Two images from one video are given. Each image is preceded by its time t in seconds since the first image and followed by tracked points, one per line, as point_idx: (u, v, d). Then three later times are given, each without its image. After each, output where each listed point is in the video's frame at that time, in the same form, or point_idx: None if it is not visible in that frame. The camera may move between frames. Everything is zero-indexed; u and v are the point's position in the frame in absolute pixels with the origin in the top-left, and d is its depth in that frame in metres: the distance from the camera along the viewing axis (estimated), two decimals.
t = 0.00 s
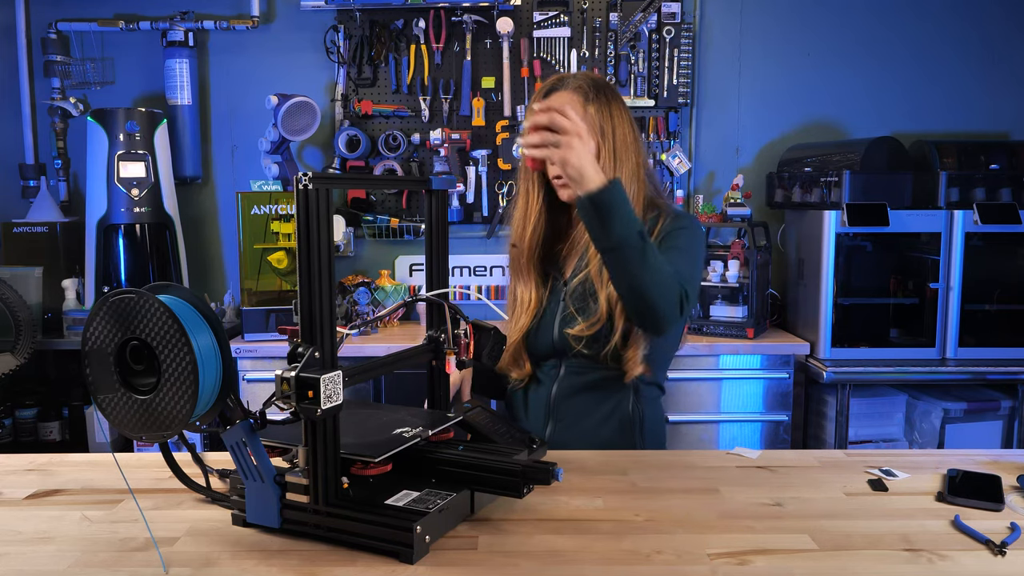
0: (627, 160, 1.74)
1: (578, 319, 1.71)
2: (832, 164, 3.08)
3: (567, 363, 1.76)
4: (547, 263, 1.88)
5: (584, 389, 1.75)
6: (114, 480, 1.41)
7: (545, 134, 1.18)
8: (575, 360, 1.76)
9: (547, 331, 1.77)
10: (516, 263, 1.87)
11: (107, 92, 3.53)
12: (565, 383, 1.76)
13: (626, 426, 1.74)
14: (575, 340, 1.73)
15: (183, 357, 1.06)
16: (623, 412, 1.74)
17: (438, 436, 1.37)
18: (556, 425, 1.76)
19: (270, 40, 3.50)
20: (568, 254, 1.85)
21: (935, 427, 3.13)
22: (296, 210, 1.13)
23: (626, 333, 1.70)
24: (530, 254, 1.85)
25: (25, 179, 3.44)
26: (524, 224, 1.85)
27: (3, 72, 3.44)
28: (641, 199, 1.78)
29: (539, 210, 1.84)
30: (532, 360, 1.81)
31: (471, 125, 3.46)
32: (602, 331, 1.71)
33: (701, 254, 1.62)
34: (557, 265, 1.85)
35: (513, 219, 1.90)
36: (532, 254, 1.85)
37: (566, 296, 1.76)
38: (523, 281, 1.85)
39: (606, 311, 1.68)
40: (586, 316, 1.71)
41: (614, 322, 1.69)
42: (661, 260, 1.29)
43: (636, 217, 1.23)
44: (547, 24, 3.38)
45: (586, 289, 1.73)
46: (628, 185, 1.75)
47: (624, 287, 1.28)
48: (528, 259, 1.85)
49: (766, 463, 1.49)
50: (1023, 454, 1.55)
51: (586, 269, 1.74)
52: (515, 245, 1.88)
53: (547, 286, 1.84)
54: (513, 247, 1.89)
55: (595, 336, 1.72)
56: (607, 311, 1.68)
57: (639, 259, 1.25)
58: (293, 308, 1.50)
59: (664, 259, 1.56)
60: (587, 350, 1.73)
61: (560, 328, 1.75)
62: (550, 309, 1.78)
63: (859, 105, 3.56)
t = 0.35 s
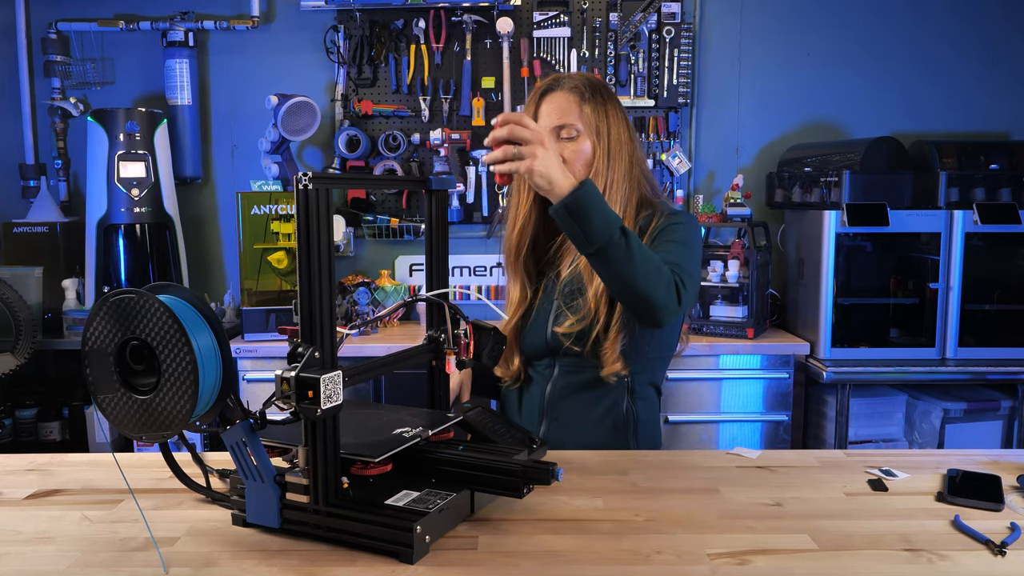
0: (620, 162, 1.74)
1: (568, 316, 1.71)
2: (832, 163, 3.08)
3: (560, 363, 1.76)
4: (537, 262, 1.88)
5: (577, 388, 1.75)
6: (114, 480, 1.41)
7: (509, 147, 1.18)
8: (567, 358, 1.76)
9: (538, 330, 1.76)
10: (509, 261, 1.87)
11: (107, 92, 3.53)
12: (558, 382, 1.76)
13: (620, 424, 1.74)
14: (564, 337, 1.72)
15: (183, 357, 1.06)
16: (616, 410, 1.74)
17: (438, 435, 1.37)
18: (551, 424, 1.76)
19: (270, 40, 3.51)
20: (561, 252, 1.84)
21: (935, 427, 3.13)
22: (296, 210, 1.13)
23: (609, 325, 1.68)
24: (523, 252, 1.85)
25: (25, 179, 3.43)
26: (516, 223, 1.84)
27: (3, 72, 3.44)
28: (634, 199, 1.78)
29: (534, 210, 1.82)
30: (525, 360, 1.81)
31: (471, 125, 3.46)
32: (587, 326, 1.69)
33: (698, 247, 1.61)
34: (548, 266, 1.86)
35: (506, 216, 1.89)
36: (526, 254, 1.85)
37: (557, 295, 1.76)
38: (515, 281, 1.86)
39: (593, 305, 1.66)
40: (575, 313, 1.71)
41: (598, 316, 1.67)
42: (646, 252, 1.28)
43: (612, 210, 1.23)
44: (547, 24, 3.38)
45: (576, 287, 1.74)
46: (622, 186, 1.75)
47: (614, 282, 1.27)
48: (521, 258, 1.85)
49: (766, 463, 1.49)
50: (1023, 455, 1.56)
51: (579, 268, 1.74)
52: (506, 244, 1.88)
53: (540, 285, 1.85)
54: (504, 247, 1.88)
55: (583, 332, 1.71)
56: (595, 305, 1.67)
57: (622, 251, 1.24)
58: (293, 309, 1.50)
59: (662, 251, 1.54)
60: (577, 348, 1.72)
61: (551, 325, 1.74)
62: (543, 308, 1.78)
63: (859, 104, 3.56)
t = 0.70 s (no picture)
0: (629, 158, 1.77)
1: (575, 316, 1.71)
2: (832, 163, 3.08)
3: (562, 365, 1.76)
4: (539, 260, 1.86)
5: (579, 391, 1.75)
6: (114, 480, 1.41)
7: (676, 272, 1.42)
8: (569, 361, 1.75)
9: (543, 332, 1.76)
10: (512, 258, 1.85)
11: (106, 92, 3.53)
12: (560, 385, 1.76)
13: (621, 425, 1.75)
14: (570, 340, 1.72)
15: (183, 357, 1.06)
16: (617, 412, 1.75)
17: (438, 435, 1.37)
18: (552, 427, 1.76)
19: (271, 40, 3.50)
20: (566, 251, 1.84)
21: (935, 427, 3.13)
22: (296, 210, 1.13)
23: (618, 326, 1.69)
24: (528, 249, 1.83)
25: (25, 179, 3.43)
26: (520, 218, 1.83)
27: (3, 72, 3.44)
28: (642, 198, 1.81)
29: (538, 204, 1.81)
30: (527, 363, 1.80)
31: (471, 125, 3.46)
32: (596, 325, 1.70)
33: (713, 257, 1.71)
34: (550, 263, 1.85)
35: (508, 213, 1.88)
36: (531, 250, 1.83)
37: (565, 294, 1.76)
38: (518, 279, 1.83)
39: (602, 304, 1.69)
40: (582, 311, 1.71)
41: (608, 316, 1.69)
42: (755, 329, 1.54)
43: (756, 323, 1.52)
44: (547, 24, 3.38)
45: (586, 288, 1.73)
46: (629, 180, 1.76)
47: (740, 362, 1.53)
48: (524, 252, 1.83)
49: (765, 463, 1.49)
50: (1023, 455, 1.56)
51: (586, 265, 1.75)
52: (509, 241, 1.86)
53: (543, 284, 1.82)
54: (506, 243, 1.86)
55: (589, 333, 1.71)
56: (604, 309, 1.69)
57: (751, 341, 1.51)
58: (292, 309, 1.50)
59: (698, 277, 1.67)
60: (583, 350, 1.71)
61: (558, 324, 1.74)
62: (548, 307, 1.77)
63: (860, 104, 3.56)
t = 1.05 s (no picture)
0: (643, 161, 1.77)
1: (593, 323, 1.71)
2: (832, 164, 3.08)
3: (578, 368, 1.76)
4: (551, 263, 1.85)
5: (594, 392, 1.75)
6: (114, 480, 1.41)
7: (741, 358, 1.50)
8: (586, 364, 1.76)
9: (559, 336, 1.75)
10: (524, 262, 1.82)
11: (106, 92, 3.53)
12: (575, 386, 1.76)
13: (634, 427, 1.74)
14: (590, 346, 1.73)
15: (183, 356, 1.06)
16: (632, 413, 1.74)
17: (438, 435, 1.37)
18: (565, 429, 1.76)
19: (270, 40, 3.50)
20: (579, 254, 1.84)
21: (935, 427, 3.13)
22: (296, 210, 1.13)
23: (639, 334, 1.70)
24: (542, 251, 1.80)
25: (26, 179, 3.43)
26: (534, 220, 1.81)
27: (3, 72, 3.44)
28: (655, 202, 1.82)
29: (553, 205, 1.79)
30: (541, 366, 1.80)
31: (471, 125, 3.46)
32: (616, 331, 1.70)
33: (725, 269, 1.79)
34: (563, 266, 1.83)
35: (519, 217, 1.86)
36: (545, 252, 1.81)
37: (582, 299, 1.75)
38: (530, 283, 1.80)
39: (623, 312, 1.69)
40: (601, 316, 1.71)
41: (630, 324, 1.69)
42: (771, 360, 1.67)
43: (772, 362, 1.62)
44: (547, 24, 3.38)
45: (604, 294, 1.73)
46: (645, 183, 1.76)
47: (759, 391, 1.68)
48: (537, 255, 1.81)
49: (765, 463, 1.49)
50: None
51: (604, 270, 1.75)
52: (520, 243, 1.84)
53: (557, 287, 1.80)
54: (518, 246, 1.84)
55: (610, 339, 1.72)
56: (625, 316, 1.69)
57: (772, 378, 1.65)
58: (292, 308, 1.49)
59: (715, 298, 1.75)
60: (603, 356, 1.72)
61: (575, 329, 1.73)
62: (564, 312, 1.76)
63: (860, 104, 3.56)
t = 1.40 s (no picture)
0: (646, 162, 1.77)
1: (590, 322, 1.71)
2: (832, 164, 3.08)
3: (576, 368, 1.76)
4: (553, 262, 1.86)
5: (592, 391, 1.75)
6: (114, 480, 1.41)
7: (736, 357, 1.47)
8: (583, 364, 1.76)
9: (557, 335, 1.75)
10: (527, 261, 1.83)
11: (107, 92, 3.53)
12: (572, 386, 1.76)
13: (632, 426, 1.74)
14: (586, 346, 1.72)
15: (183, 357, 1.06)
16: (629, 413, 1.74)
17: (439, 435, 1.37)
18: (563, 428, 1.76)
19: (270, 40, 3.51)
20: (580, 253, 1.85)
21: (935, 427, 3.13)
22: (296, 210, 1.13)
23: (636, 335, 1.70)
24: (545, 251, 1.81)
25: (25, 179, 3.43)
26: (537, 220, 1.82)
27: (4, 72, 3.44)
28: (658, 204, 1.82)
29: (556, 205, 1.80)
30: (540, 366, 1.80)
31: (471, 125, 3.46)
32: (613, 331, 1.70)
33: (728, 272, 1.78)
34: (565, 266, 1.84)
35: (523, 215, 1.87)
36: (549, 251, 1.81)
37: (581, 298, 1.76)
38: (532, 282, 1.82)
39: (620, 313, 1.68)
40: (599, 316, 1.71)
41: (627, 325, 1.69)
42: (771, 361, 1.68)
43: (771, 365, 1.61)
44: (547, 24, 3.37)
45: (603, 294, 1.73)
46: (647, 184, 1.76)
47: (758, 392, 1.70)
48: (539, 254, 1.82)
49: (766, 463, 1.49)
50: None
51: (602, 270, 1.75)
52: (523, 242, 1.85)
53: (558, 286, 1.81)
54: (521, 245, 1.85)
55: (607, 340, 1.72)
56: (621, 317, 1.69)
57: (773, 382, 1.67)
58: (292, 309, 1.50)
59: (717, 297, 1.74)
60: (599, 356, 1.72)
61: (573, 329, 1.73)
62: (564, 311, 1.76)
63: (860, 104, 3.56)
